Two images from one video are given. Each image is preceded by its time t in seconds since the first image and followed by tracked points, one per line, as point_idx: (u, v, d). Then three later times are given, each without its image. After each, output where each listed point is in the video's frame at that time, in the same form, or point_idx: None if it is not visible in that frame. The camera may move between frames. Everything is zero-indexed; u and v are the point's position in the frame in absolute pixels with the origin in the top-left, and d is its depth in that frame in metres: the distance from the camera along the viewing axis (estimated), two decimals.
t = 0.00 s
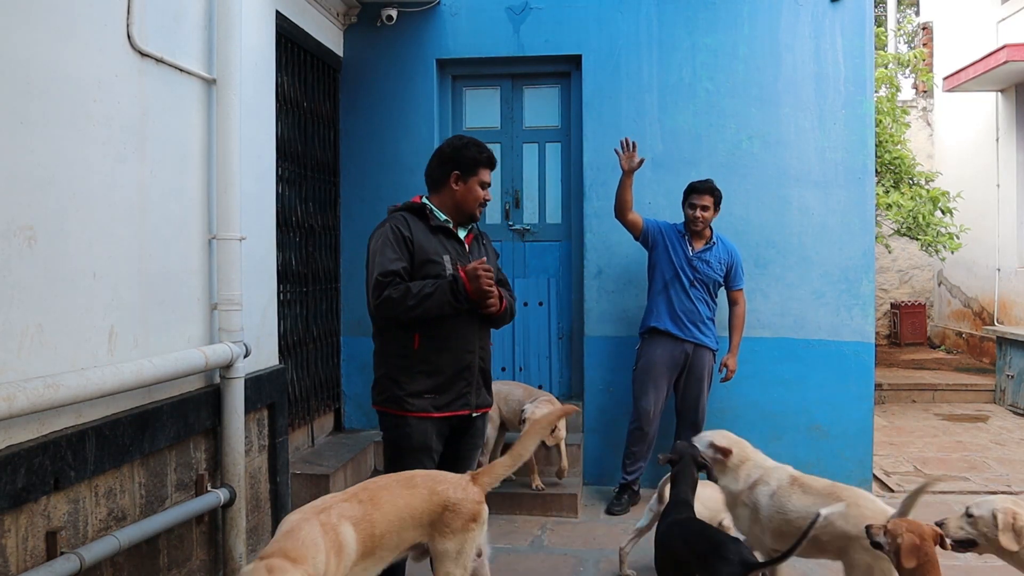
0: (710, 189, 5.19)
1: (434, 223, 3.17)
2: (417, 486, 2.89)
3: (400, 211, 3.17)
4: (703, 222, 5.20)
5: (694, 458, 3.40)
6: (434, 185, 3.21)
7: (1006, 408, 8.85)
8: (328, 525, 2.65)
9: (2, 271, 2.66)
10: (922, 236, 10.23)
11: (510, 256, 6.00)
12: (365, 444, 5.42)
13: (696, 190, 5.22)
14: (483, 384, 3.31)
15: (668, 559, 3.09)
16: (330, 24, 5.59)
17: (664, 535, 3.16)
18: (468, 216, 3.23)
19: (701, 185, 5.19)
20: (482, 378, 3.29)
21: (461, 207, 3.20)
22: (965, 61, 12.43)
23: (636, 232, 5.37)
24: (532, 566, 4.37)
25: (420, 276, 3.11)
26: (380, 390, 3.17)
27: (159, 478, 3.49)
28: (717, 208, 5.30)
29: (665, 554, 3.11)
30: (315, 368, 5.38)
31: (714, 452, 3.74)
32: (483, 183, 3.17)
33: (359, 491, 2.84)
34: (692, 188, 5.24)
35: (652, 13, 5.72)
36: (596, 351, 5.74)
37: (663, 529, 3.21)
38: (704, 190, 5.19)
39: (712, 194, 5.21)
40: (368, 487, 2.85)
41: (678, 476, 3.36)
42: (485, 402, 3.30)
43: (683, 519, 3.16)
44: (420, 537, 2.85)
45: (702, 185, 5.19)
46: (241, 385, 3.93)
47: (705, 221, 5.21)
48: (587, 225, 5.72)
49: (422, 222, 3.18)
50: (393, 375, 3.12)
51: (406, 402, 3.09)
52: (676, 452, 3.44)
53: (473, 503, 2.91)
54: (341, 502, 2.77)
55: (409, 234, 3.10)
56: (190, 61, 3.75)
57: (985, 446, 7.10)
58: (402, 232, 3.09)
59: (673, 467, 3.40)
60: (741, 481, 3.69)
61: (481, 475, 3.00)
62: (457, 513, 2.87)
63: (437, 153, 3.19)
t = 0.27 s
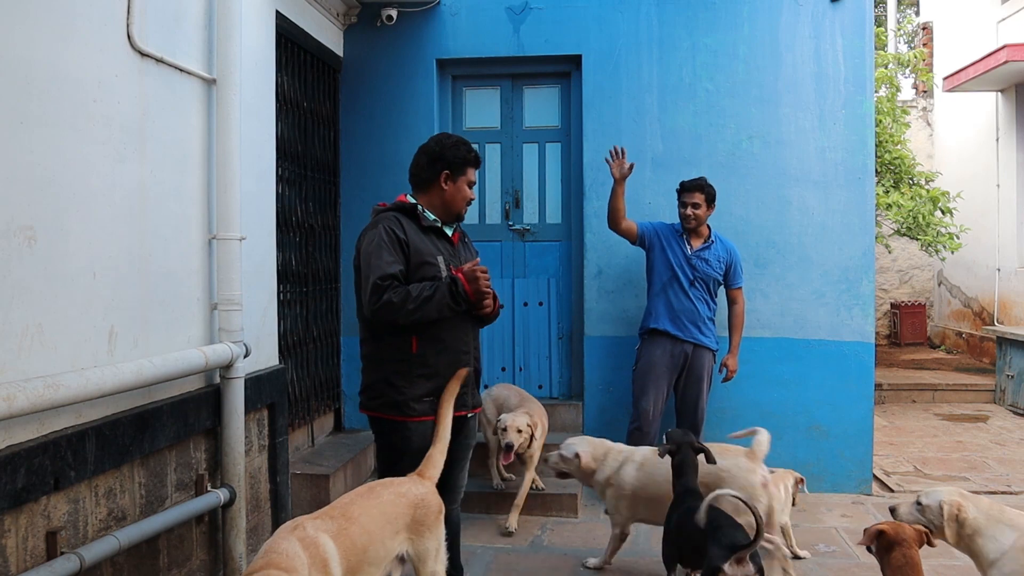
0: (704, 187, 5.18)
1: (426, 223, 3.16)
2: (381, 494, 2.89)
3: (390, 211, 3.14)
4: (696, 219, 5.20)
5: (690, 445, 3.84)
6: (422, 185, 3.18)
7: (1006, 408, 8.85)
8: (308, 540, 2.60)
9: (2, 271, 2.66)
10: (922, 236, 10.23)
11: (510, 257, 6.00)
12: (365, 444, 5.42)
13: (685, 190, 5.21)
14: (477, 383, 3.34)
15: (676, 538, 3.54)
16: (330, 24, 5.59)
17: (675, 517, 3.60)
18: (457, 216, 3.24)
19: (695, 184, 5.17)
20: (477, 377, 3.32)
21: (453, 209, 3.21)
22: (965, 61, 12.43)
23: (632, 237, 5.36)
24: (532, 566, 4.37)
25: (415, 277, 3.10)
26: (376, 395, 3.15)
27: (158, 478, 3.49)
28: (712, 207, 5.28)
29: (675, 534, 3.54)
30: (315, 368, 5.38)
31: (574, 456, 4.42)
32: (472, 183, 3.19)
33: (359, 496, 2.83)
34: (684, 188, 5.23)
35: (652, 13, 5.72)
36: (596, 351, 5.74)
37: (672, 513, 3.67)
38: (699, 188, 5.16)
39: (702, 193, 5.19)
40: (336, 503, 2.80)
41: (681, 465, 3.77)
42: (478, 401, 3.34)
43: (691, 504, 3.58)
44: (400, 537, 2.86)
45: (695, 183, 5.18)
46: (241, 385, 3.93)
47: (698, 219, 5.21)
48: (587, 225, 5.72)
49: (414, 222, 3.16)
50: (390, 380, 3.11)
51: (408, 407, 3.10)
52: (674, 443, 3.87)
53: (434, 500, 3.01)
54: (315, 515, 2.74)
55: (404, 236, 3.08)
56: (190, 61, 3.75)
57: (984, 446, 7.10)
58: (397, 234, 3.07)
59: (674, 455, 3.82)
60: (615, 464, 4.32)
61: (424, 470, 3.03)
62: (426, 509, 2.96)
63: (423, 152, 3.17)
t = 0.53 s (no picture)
0: (700, 186, 5.19)
1: (422, 222, 3.16)
2: (342, 503, 2.72)
3: (386, 211, 3.12)
4: (690, 220, 5.21)
5: (699, 440, 4.07)
6: (416, 186, 3.20)
7: (1006, 408, 8.85)
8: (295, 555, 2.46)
9: (2, 271, 2.66)
10: (922, 236, 10.23)
11: (510, 256, 6.00)
12: (364, 444, 5.41)
13: (679, 190, 5.24)
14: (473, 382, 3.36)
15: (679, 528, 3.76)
16: (330, 24, 5.58)
17: (679, 508, 3.81)
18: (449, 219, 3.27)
19: (690, 185, 5.18)
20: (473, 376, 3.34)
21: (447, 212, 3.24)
22: (965, 61, 12.43)
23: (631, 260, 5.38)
24: (532, 567, 4.37)
25: (413, 276, 3.09)
26: (376, 396, 3.14)
27: (158, 478, 3.49)
28: (709, 207, 5.28)
29: (678, 524, 3.75)
30: (315, 368, 5.37)
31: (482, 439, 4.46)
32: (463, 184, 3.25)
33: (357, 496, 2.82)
34: (677, 189, 5.25)
35: (652, 14, 5.72)
36: (596, 351, 5.74)
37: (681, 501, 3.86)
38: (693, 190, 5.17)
39: (696, 192, 5.18)
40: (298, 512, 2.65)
41: (687, 458, 4.04)
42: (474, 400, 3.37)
43: (697, 498, 3.78)
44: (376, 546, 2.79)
45: (689, 184, 5.19)
46: (241, 385, 3.93)
47: (693, 219, 5.21)
48: (587, 225, 5.73)
49: (410, 222, 3.16)
50: (392, 381, 3.10)
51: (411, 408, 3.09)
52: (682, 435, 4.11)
53: (393, 512, 2.86)
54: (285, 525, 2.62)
55: (402, 235, 3.08)
56: (190, 61, 3.75)
57: (985, 446, 7.10)
58: (394, 233, 3.06)
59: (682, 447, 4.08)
60: (520, 446, 4.42)
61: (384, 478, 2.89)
62: (385, 522, 2.81)
63: (416, 153, 3.19)
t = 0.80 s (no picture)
0: (687, 188, 5.17)
1: (423, 221, 3.16)
2: (309, 513, 2.65)
3: (387, 209, 3.11)
4: (676, 221, 5.19)
5: (707, 436, 4.11)
6: (415, 185, 3.19)
7: (1006, 408, 8.85)
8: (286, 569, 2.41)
9: (2, 271, 2.66)
10: (922, 236, 10.23)
11: (510, 256, 6.00)
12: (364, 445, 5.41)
13: (667, 190, 5.21)
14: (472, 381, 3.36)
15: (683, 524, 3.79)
16: (330, 24, 5.58)
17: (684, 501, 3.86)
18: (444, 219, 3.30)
19: (676, 186, 5.17)
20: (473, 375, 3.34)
21: (444, 212, 3.27)
22: (965, 61, 12.43)
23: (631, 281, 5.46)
24: (533, 567, 4.37)
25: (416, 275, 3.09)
26: (378, 397, 3.12)
27: (159, 478, 3.49)
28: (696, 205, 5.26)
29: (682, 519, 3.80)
30: (315, 368, 5.37)
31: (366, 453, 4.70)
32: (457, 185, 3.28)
33: (344, 501, 2.79)
34: (666, 190, 5.23)
35: (652, 14, 5.72)
36: (596, 351, 5.74)
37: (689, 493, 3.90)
38: (681, 191, 5.16)
39: (684, 194, 5.17)
40: (268, 522, 2.58)
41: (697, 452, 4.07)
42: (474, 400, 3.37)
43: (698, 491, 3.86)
44: (343, 558, 2.73)
45: (675, 185, 5.17)
46: (241, 385, 3.93)
47: (681, 220, 5.19)
48: (587, 225, 5.73)
49: (410, 220, 3.15)
50: (395, 381, 3.09)
51: (415, 407, 3.08)
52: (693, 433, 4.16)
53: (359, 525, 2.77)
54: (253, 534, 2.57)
55: (404, 234, 3.08)
56: (190, 61, 3.75)
57: (985, 446, 7.10)
58: (398, 232, 3.06)
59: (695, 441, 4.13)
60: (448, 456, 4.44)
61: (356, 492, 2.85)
62: (350, 536, 2.72)
63: (412, 153, 3.19)
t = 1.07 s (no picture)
0: (665, 188, 5.21)
1: (425, 220, 3.16)
2: (297, 526, 2.73)
3: (388, 209, 3.10)
4: (656, 221, 5.22)
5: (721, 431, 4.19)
6: (416, 186, 3.19)
7: (1006, 408, 8.85)
8: None
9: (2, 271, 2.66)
10: (922, 236, 10.24)
11: (510, 256, 6.00)
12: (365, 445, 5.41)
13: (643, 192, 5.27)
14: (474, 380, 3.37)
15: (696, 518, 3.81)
16: (330, 24, 5.58)
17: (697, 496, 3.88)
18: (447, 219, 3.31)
19: (652, 187, 5.22)
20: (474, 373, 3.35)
21: (446, 212, 3.27)
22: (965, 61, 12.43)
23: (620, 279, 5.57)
24: (533, 566, 4.37)
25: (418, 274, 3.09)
26: (381, 396, 3.11)
27: (158, 478, 3.49)
28: (674, 204, 5.29)
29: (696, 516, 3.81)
30: (315, 368, 5.37)
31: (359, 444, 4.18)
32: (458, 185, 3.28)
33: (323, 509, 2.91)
34: (642, 190, 5.28)
35: (652, 14, 5.72)
36: (596, 351, 5.74)
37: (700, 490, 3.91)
38: (655, 193, 5.21)
39: (660, 193, 5.21)
40: (261, 538, 2.62)
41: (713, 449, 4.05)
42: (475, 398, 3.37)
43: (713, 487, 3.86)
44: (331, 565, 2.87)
45: (652, 186, 5.23)
46: (241, 385, 3.93)
47: (660, 220, 5.23)
48: (587, 225, 5.73)
49: (412, 220, 3.15)
50: (398, 379, 3.08)
51: (418, 406, 3.07)
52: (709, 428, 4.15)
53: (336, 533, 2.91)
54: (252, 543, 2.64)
55: (407, 233, 3.08)
56: (190, 61, 3.75)
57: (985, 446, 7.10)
58: (401, 231, 3.06)
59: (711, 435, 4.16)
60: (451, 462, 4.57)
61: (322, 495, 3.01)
62: (334, 543, 2.86)
63: (413, 155, 3.19)
